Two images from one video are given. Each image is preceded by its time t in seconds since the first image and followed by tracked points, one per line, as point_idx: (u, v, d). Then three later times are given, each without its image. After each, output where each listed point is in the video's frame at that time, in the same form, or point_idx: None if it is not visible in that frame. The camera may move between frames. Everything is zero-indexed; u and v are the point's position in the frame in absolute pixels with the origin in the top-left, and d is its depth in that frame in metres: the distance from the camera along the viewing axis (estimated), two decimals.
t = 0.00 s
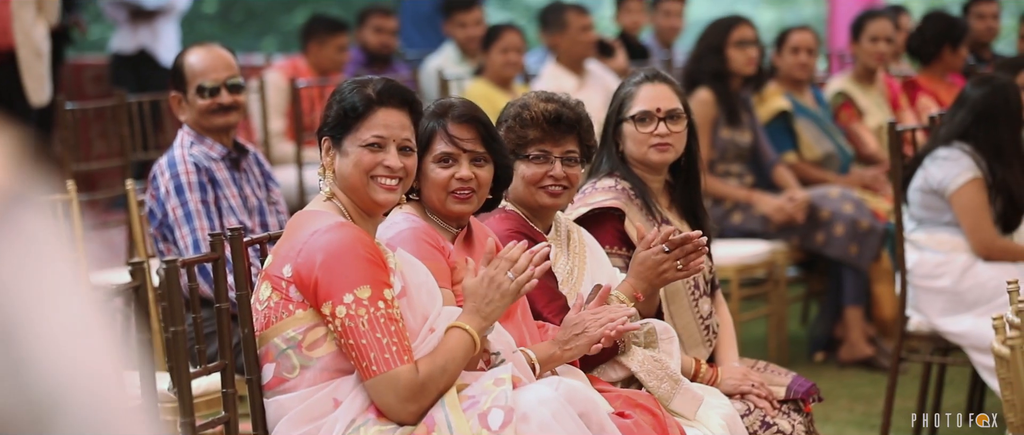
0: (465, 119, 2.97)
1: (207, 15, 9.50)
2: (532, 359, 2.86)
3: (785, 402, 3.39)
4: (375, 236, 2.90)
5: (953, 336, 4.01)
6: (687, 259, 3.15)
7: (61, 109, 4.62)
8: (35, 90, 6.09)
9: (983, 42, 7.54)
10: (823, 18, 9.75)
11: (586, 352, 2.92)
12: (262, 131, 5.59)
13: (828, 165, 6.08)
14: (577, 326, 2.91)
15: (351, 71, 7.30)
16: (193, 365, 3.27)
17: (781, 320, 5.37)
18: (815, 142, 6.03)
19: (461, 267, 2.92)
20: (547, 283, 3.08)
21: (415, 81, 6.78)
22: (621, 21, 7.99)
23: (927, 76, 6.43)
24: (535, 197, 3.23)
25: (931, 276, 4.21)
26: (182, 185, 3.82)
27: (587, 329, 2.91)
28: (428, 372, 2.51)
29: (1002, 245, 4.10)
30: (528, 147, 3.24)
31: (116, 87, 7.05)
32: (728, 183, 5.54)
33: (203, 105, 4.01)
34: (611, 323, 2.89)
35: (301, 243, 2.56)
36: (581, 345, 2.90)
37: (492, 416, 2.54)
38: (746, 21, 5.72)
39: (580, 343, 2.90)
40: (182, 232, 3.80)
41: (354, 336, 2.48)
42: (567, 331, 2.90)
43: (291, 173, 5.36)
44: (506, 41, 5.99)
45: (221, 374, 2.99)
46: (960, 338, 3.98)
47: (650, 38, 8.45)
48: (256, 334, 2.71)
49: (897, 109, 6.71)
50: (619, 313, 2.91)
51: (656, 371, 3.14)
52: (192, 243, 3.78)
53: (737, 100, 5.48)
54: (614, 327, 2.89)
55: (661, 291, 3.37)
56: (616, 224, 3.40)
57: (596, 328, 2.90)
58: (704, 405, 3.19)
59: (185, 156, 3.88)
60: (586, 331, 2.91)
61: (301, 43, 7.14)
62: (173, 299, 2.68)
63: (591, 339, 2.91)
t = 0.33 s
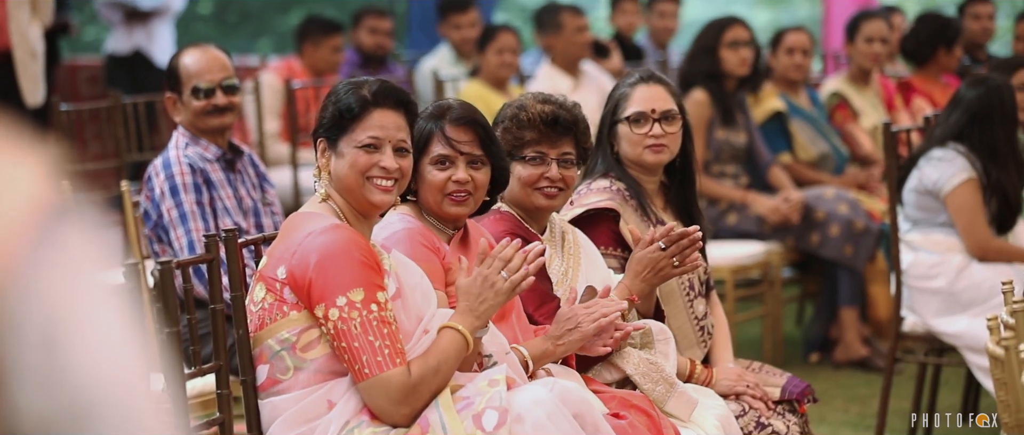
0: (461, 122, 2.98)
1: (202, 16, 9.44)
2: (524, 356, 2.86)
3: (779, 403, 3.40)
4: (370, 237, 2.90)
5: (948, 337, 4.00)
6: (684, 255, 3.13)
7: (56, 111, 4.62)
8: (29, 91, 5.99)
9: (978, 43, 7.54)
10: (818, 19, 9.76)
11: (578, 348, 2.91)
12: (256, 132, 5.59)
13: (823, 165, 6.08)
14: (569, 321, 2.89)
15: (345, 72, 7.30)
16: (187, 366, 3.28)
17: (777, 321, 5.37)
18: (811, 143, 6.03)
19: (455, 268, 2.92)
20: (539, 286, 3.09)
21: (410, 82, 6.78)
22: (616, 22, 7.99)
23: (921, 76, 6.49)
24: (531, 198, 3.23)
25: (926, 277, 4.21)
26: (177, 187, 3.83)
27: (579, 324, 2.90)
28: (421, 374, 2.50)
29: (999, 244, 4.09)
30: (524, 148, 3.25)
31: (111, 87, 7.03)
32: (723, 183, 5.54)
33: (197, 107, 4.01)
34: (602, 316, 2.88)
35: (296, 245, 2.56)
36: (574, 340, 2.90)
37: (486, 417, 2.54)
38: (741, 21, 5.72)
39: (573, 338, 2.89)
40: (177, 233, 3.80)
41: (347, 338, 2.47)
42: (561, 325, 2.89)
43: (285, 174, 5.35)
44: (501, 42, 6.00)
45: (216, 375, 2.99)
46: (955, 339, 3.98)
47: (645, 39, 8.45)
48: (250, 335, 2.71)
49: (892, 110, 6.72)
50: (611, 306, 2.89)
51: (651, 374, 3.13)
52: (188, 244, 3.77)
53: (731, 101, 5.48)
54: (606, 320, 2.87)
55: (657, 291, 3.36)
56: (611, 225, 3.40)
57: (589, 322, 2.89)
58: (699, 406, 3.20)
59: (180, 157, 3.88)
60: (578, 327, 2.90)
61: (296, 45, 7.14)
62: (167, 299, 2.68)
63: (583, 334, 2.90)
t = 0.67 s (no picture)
0: (453, 124, 2.98)
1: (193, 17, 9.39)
2: (514, 350, 2.88)
3: (770, 404, 3.40)
4: (361, 239, 2.89)
5: (938, 338, 4.01)
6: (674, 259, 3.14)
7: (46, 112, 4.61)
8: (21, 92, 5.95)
9: (968, 44, 7.56)
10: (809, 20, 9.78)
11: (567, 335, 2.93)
12: (247, 134, 5.58)
13: (814, 166, 6.09)
14: (556, 310, 2.90)
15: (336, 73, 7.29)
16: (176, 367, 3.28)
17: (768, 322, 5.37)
18: (801, 144, 6.04)
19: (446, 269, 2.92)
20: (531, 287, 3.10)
21: (400, 84, 6.77)
22: (606, 24, 7.99)
23: (911, 78, 6.47)
24: (521, 200, 3.23)
25: (916, 278, 4.21)
26: (168, 188, 3.84)
27: (567, 312, 2.91)
28: (410, 375, 2.50)
29: (988, 245, 4.11)
30: (515, 150, 3.25)
31: (103, 89, 6.98)
32: (714, 184, 5.54)
33: (188, 109, 4.01)
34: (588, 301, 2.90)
35: (286, 247, 2.56)
36: (563, 329, 2.91)
37: (477, 418, 2.54)
38: (732, 23, 5.74)
39: (562, 328, 2.91)
40: (168, 235, 3.81)
41: (336, 339, 2.47)
42: (549, 316, 2.90)
43: (276, 176, 5.34)
44: (492, 44, 5.99)
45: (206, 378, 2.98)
46: (945, 340, 3.99)
47: (635, 40, 8.45)
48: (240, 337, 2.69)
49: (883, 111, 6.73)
50: (596, 291, 2.90)
51: (642, 376, 3.14)
52: (178, 245, 3.78)
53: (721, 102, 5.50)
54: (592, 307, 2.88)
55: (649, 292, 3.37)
56: (602, 226, 3.40)
57: (575, 309, 2.90)
58: (690, 408, 3.20)
59: (170, 159, 3.89)
60: (566, 315, 2.91)
61: (286, 46, 7.14)
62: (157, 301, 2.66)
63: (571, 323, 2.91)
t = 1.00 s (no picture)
0: (444, 126, 2.98)
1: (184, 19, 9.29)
2: (514, 360, 2.86)
3: (762, 405, 3.40)
4: (353, 240, 2.88)
5: (931, 338, 4.00)
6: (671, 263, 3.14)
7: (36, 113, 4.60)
8: (12, 94, 5.93)
9: (961, 45, 7.56)
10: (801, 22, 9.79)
11: (565, 353, 2.92)
12: (239, 135, 5.57)
13: (806, 167, 6.09)
14: (556, 325, 2.92)
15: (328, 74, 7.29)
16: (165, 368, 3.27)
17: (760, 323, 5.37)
18: (793, 145, 6.04)
19: (439, 271, 2.91)
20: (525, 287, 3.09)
21: (392, 85, 6.77)
22: (598, 25, 7.99)
23: (903, 78, 6.45)
24: (513, 201, 3.23)
25: (909, 279, 4.20)
26: (160, 189, 3.86)
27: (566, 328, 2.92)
28: (405, 376, 2.50)
29: (982, 246, 4.11)
30: (506, 151, 3.25)
31: (94, 89, 6.93)
32: (707, 185, 5.54)
33: (180, 110, 4.00)
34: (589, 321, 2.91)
35: (278, 247, 2.54)
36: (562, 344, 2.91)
37: (469, 419, 2.52)
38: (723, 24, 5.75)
39: (560, 342, 2.91)
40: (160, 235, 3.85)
41: (330, 339, 2.46)
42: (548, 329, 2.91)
43: (268, 176, 5.33)
44: (484, 45, 5.99)
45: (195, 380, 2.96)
46: (939, 341, 3.97)
47: (628, 42, 8.45)
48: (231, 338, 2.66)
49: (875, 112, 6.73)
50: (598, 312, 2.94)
51: (635, 377, 3.12)
52: (170, 247, 3.83)
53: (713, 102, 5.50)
54: (592, 325, 2.90)
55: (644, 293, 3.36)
56: (594, 227, 3.39)
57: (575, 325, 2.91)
58: (682, 409, 3.20)
59: (162, 160, 3.90)
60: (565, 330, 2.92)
61: (278, 47, 7.14)
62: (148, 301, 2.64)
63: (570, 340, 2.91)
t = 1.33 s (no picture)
0: (438, 127, 2.98)
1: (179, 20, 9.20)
2: (504, 363, 2.85)
3: (756, 406, 3.40)
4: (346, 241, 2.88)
5: (926, 339, 4.01)
6: (662, 264, 3.16)
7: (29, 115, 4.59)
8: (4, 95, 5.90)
9: (955, 45, 7.56)
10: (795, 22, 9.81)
11: (557, 357, 2.92)
12: (233, 136, 5.56)
13: (800, 168, 6.09)
14: (551, 329, 2.91)
15: (322, 75, 7.27)
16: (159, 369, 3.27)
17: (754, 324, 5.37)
18: (787, 146, 6.04)
19: (431, 272, 2.91)
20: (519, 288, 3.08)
21: (385, 86, 6.77)
22: (592, 26, 7.99)
23: (898, 80, 6.43)
24: (507, 201, 3.22)
25: (902, 280, 4.21)
26: (153, 190, 3.91)
27: (561, 333, 2.92)
28: (398, 377, 2.49)
29: (975, 247, 4.12)
30: (501, 152, 3.25)
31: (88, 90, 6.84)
32: (700, 186, 5.53)
33: (174, 111, 4.01)
34: (584, 327, 2.91)
35: (271, 249, 2.52)
36: (554, 348, 2.91)
37: (462, 421, 2.53)
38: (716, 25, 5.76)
39: (553, 347, 2.90)
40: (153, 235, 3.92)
41: (323, 342, 2.44)
42: (541, 333, 2.90)
43: (262, 178, 5.32)
44: (477, 46, 5.99)
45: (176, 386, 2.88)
46: (932, 341, 3.98)
47: (622, 43, 8.46)
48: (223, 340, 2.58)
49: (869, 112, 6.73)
50: (592, 318, 2.93)
51: (628, 377, 3.12)
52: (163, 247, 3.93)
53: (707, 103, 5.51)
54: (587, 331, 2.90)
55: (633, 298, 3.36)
56: (588, 228, 3.39)
57: (570, 331, 2.92)
58: (676, 410, 3.20)
59: (155, 161, 3.93)
60: (559, 335, 2.92)
61: (272, 47, 7.11)
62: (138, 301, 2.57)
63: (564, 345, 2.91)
